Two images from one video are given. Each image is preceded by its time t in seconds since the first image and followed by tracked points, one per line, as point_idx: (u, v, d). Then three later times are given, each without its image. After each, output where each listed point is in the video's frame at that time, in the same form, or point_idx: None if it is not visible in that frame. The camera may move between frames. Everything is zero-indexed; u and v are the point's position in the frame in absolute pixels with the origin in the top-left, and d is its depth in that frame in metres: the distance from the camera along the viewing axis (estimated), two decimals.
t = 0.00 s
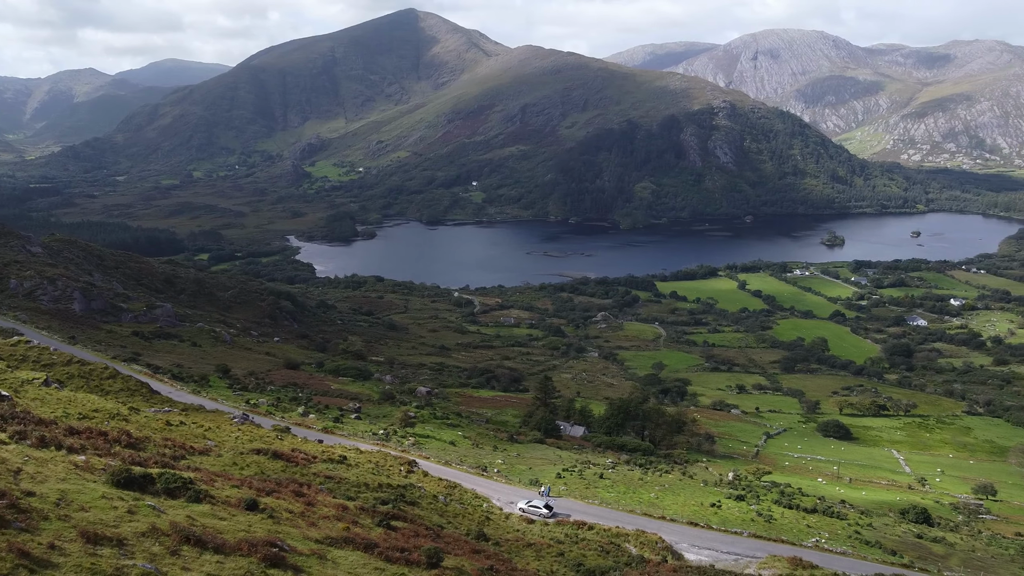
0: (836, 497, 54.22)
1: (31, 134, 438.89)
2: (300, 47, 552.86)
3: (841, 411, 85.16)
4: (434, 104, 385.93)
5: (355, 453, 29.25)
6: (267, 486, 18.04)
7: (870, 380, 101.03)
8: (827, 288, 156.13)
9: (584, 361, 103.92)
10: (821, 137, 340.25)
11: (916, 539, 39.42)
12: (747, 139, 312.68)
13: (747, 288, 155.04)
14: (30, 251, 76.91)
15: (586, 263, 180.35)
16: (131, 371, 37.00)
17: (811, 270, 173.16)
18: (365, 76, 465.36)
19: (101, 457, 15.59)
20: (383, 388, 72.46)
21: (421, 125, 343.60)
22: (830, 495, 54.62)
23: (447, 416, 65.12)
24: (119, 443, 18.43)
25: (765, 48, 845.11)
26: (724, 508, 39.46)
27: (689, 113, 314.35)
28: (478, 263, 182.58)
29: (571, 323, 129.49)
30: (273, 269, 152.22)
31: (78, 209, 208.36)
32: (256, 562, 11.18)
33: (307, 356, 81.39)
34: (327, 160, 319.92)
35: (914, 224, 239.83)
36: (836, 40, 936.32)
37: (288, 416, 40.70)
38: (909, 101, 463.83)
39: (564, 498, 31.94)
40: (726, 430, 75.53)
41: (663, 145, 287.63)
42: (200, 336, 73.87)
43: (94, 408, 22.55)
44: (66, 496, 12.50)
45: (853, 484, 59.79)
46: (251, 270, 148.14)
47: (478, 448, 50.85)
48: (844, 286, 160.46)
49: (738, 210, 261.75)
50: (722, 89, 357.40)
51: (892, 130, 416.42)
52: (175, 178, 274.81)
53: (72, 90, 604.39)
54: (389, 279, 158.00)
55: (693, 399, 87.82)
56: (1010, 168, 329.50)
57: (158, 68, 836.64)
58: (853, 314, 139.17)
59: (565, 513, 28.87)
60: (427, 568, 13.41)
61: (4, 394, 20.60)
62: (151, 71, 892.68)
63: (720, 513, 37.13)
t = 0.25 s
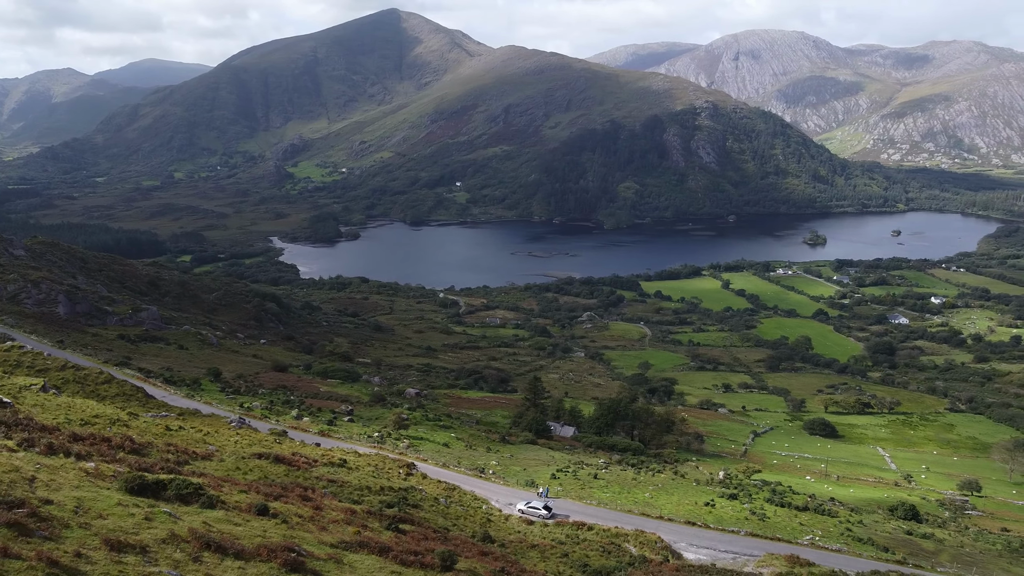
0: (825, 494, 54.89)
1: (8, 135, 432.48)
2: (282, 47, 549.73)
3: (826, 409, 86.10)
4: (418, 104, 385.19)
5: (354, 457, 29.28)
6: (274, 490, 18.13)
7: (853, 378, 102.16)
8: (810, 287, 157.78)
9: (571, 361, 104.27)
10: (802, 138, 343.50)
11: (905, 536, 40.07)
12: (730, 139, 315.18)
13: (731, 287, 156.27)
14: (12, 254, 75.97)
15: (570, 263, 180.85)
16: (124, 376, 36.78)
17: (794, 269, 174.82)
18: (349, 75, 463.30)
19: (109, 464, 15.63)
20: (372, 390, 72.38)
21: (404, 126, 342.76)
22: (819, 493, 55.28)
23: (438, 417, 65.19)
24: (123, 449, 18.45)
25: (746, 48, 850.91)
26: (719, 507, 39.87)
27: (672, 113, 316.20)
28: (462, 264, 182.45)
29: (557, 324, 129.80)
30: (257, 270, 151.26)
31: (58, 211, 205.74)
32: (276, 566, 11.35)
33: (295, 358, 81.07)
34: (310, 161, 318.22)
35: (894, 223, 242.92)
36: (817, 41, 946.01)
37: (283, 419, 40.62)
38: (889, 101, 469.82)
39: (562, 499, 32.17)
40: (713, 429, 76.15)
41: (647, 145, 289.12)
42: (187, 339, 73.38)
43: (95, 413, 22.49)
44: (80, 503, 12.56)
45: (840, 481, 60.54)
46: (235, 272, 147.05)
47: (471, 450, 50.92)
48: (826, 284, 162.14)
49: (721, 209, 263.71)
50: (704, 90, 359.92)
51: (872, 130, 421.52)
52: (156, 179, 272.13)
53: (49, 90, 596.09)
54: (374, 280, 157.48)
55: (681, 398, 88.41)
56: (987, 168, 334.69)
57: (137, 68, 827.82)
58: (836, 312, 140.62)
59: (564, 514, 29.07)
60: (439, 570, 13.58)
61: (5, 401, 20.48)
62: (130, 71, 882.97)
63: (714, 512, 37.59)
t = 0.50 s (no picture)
0: (815, 492, 55.51)
1: None
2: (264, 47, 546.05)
3: (812, 408, 87.00)
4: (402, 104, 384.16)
5: (353, 460, 29.29)
6: (281, 494, 18.21)
7: (838, 376, 103.20)
8: (794, 286, 159.21)
9: (558, 361, 104.51)
10: (785, 137, 346.45)
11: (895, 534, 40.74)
12: (713, 139, 317.26)
13: (716, 286, 157.37)
14: None
15: (555, 263, 181.21)
16: (118, 380, 36.58)
17: (778, 268, 176.32)
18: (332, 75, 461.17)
19: (120, 470, 15.71)
20: (361, 392, 72.24)
21: (388, 126, 341.54)
22: (810, 491, 55.91)
23: (430, 419, 65.23)
24: (127, 454, 18.42)
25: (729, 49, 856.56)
26: (713, 506, 40.33)
27: (656, 113, 317.85)
28: (446, 264, 182.25)
29: (544, 324, 130.06)
30: (241, 272, 150.16)
31: (37, 212, 202.90)
32: (297, 573, 11.54)
33: (283, 360, 80.66)
34: (293, 161, 316.25)
35: (875, 222, 245.87)
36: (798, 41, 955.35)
37: (278, 423, 40.52)
38: (869, 101, 475.24)
39: (561, 500, 32.31)
40: (702, 427, 76.69)
41: (631, 145, 290.26)
42: (174, 342, 72.83)
43: (96, 419, 22.37)
44: (95, 510, 12.64)
45: (829, 479, 61.25)
46: (218, 273, 145.84)
47: (465, 451, 51.00)
48: (810, 283, 163.67)
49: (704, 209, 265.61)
50: (687, 90, 361.98)
51: (853, 130, 426.17)
52: (137, 180, 269.31)
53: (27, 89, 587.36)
54: (359, 281, 156.84)
55: (668, 397, 88.91)
56: (966, 168, 339.73)
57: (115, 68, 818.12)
58: (820, 311, 141.99)
59: (563, 515, 29.29)
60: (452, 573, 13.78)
61: (6, 407, 20.34)
62: (109, 70, 872.51)
63: (709, 511, 38.20)
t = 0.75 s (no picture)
0: (805, 490, 56.15)
1: None
2: (245, 47, 542.09)
3: (798, 406, 87.83)
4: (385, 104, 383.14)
5: (353, 463, 29.32)
6: (289, 499, 18.27)
7: (822, 374, 104.14)
8: (778, 285, 160.60)
9: (545, 361, 104.74)
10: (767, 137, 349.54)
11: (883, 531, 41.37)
12: (697, 139, 319.34)
13: (700, 285, 158.41)
14: None
15: (540, 263, 181.60)
16: (113, 384, 36.36)
17: (762, 267, 177.86)
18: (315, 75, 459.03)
19: (131, 477, 15.75)
20: (350, 394, 72.05)
21: (371, 126, 340.46)
22: (800, 488, 56.56)
23: (422, 421, 65.20)
24: (132, 460, 18.39)
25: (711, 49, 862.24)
26: (708, 505, 40.76)
27: (640, 113, 319.43)
28: (431, 265, 182.00)
29: (530, 324, 130.30)
30: (224, 273, 148.99)
31: (15, 214, 200.00)
32: None
33: (271, 362, 80.22)
34: (276, 162, 314.19)
35: (857, 221, 248.53)
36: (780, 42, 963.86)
37: (273, 425, 40.42)
38: (850, 102, 480.38)
39: (559, 501, 32.55)
40: (690, 427, 77.22)
41: (615, 145, 291.39)
42: (161, 345, 72.21)
43: (97, 425, 22.27)
44: (110, 518, 12.69)
45: (817, 477, 61.91)
46: (202, 275, 144.76)
47: (459, 452, 51.05)
48: (793, 282, 165.12)
49: (688, 209, 267.40)
50: (670, 91, 364.29)
51: (834, 130, 430.42)
52: (118, 181, 266.26)
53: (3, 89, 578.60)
54: (345, 282, 156.31)
55: (656, 397, 89.39)
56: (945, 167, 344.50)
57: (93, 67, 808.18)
58: (803, 310, 143.31)
59: (562, 515, 29.51)
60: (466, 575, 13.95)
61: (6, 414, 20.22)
62: (87, 70, 862.14)
63: (704, 510, 38.61)
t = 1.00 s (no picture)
0: (795, 487, 56.83)
1: None
2: (227, 47, 537.95)
3: (785, 404, 88.69)
4: (368, 104, 382.21)
5: (351, 465, 29.33)
6: (296, 503, 18.32)
7: (808, 372, 105.10)
8: (762, 284, 161.99)
9: (531, 361, 105.15)
10: (750, 137, 352.34)
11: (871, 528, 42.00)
12: (680, 139, 321.07)
13: (685, 285, 159.50)
14: None
15: (526, 263, 181.71)
16: (107, 389, 36.21)
17: (746, 266, 179.24)
18: (298, 76, 456.29)
19: (140, 482, 15.84)
20: (339, 396, 71.90)
21: (355, 127, 339.08)
22: (790, 486, 57.22)
23: (416, 422, 65.24)
24: (135, 465, 18.34)
25: (694, 50, 867.66)
26: (702, 504, 41.22)
27: (623, 113, 320.80)
28: (416, 266, 181.41)
29: (516, 324, 130.57)
30: (208, 275, 147.89)
31: None
32: None
33: (259, 364, 79.83)
34: (259, 162, 312.04)
35: (840, 220, 251.26)
36: (763, 42, 971.54)
37: (269, 428, 40.35)
38: (831, 102, 485.20)
39: (557, 502, 32.74)
40: (679, 426, 77.84)
41: (599, 146, 292.34)
42: (148, 347, 71.61)
43: (97, 431, 22.25)
44: (125, 523, 12.76)
45: (807, 475, 62.58)
46: (185, 277, 143.60)
47: (454, 453, 51.10)
48: (777, 281, 166.60)
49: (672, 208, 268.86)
50: (654, 92, 366.44)
51: (816, 130, 434.50)
52: (99, 182, 263.10)
53: None
54: (330, 283, 155.64)
55: (644, 396, 89.96)
56: (925, 166, 349.17)
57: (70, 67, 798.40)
58: (787, 309, 144.53)
59: (561, 516, 29.71)
60: None
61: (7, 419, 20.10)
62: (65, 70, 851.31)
63: (699, 510, 39.06)
